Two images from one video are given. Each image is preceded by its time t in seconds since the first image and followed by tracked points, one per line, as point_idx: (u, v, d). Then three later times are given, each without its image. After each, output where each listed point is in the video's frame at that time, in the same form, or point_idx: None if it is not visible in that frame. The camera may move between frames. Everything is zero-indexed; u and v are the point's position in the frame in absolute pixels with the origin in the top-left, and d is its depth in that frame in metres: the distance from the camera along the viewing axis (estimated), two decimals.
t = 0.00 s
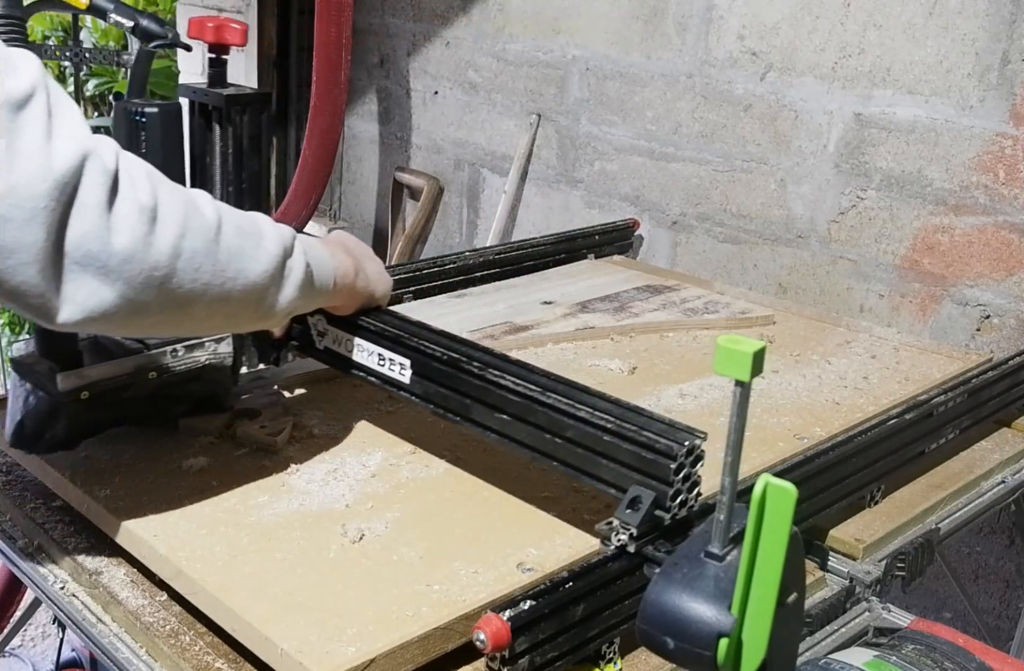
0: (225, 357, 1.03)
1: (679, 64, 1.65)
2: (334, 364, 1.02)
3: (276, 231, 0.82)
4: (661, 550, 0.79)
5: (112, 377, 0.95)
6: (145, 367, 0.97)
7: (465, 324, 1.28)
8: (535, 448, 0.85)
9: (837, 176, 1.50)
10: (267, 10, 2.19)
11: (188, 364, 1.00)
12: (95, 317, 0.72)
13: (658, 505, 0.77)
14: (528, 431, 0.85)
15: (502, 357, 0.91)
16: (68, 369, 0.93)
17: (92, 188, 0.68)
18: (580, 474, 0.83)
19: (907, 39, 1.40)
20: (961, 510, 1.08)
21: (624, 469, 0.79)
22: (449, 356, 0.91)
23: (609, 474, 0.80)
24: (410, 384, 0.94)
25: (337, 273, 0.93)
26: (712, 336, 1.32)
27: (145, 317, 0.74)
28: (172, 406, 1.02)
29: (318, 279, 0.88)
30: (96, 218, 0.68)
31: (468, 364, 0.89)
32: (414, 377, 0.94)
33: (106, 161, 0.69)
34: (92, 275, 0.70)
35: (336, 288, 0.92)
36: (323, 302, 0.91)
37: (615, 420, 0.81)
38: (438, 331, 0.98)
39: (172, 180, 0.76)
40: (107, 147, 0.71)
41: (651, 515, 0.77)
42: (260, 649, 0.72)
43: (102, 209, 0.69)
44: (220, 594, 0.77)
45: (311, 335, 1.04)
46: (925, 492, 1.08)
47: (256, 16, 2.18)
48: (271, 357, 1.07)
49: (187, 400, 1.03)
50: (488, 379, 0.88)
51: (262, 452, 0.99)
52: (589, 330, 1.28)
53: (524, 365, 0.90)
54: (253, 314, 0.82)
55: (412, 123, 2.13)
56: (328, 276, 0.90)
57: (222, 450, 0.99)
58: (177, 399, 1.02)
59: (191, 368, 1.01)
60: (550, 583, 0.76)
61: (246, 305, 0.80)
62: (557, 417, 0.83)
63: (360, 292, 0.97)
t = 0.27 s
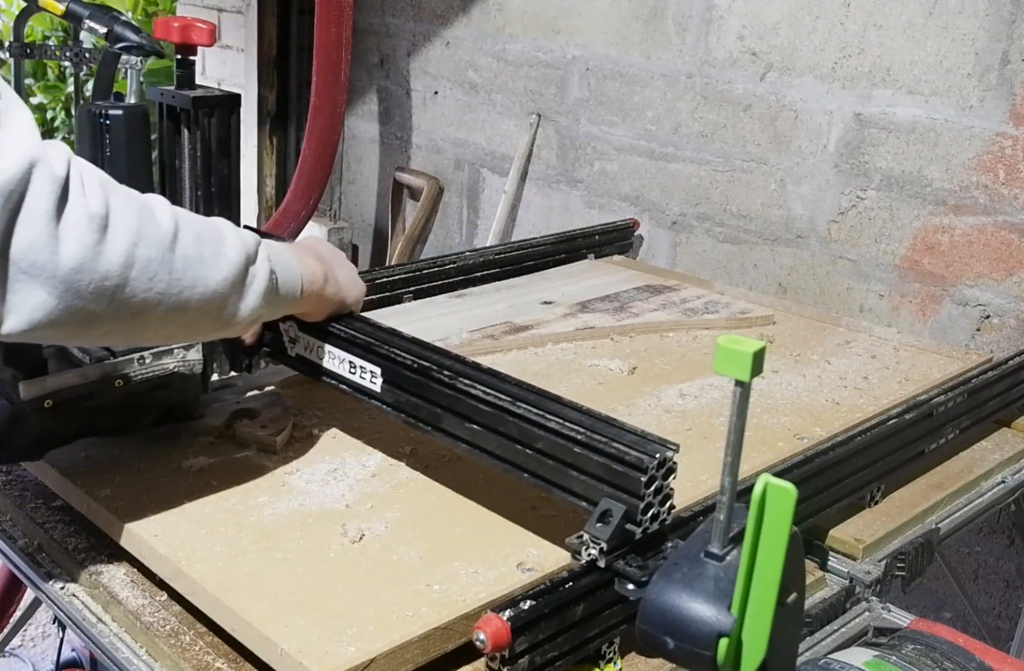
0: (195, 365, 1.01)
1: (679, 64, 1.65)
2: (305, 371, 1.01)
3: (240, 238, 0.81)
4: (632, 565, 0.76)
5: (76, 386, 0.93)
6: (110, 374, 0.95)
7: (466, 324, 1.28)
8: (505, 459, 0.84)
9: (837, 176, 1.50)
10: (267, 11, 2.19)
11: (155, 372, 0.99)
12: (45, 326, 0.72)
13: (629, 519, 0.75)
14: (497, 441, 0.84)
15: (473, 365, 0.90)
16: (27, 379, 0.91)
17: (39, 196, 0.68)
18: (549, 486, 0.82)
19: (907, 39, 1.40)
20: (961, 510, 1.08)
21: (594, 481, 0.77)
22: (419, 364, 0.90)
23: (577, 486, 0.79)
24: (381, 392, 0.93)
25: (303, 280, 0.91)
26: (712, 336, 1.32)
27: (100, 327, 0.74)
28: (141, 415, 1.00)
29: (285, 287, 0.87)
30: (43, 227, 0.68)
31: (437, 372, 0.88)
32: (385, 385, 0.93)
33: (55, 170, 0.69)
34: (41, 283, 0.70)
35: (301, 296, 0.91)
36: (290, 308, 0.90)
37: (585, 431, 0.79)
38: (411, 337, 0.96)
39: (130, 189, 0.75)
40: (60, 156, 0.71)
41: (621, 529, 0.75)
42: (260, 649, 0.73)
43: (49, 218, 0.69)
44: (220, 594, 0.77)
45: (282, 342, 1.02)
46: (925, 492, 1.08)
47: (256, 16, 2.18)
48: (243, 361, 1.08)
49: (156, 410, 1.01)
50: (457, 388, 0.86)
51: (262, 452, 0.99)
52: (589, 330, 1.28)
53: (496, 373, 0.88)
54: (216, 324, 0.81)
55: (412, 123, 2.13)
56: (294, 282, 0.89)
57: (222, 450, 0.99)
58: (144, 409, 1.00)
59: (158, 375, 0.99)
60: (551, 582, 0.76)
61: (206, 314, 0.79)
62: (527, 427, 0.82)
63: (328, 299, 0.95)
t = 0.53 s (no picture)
0: (180, 367, 0.99)
1: (679, 64, 1.65)
2: (292, 375, 1.00)
3: (221, 242, 0.82)
4: (618, 572, 0.75)
5: (56, 388, 0.91)
6: (94, 378, 0.94)
7: (465, 324, 1.28)
8: (489, 465, 0.84)
9: (837, 176, 1.50)
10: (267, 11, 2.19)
11: (139, 375, 0.97)
12: (24, 333, 0.71)
13: (613, 527, 0.75)
14: (483, 447, 0.84)
15: (459, 369, 0.90)
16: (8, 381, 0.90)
17: (16, 201, 0.68)
18: (534, 492, 0.82)
19: (907, 39, 1.40)
20: (961, 510, 1.08)
21: (580, 487, 0.77)
22: (404, 368, 0.90)
23: (563, 492, 0.79)
24: (367, 396, 0.93)
25: (288, 282, 0.91)
26: (712, 336, 1.32)
27: (80, 333, 0.74)
28: (127, 419, 0.99)
29: (269, 290, 0.87)
30: (20, 232, 0.68)
31: (423, 377, 0.88)
32: (370, 389, 0.93)
33: (34, 174, 0.69)
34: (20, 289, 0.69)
35: (286, 299, 0.91)
36: (275, 312, 0.90)
37: (571, 437, 0.79)
38: (397, 340, 0.96)
39: (109, 193, 0.75)
40: (39, 161, 0.71)
41: (607, 536, 0.74)
42: (260, 650, 0.73)
43: (28, 222, 0.68)
44: (220, 594, 0.77)
45: (270, 345, 1.02)
46: (925, 492, 1.08)
47: (256, 16, 2.18)
48: (229, 365, 1.09)
49: (142, 415, 0.99)
50: (443, 393, 0.87)
51: (262, 452, 0.99)
52: (589, 330, 1.28)
53: (483, 378, 0.88)
54: (199, 328, 0.81)
55: (412, 123, 2.13)
56: (279, 285, 0.89)
57: (222, 450, 0.99)
58: (129, 413, 0.98)
59: (142, 377, 0.97)
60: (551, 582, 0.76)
61: (187, 319, 0.79)
62: (512, 433, 0.82)
63: (314, 302, 0.96)
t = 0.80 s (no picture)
0: (173, 370, 0.98)
1: (679, 64, 1.65)
2: (285, 377, 1.00)
3: (213, 245, 0.81)
4: (610, 576, 0.76)
5: (46, 390, 0.91)
6: (84, 380, 0.93)
7: (465, 324, 1.28)
8: (481, 468, 0.84)
9: (837, 176, 1.50)
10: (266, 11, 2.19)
11: (130, 378, 0.96)
12: (20, 338, 0.71)
13: (606, 530, 0.75)
14: (475, 449, 0.84)
15: (451, 371, 0.90)
16: None
17: (14, 206, 0.67)
18: (526, 495, 0.82)
19: (907, 39, 1.40)
20: (961, 510, 1.08)
21: (572, 490, 0.77)
22: (397, 370, 0.90)
23: (555, 495, 0.79)
24: (359, 398, 0.93)
25: (282, 284, 0.92)
26: (712, 336, 1.32)
27: (74, 337, 0.74)
28: (121, 424, 0.97)
29: (264, 291, 0.87)
30: (17, 237, 0.67)
31: (415, 379, 0.88)
32: (363, 391, 0.93)
33: (29, 178, 0.68)
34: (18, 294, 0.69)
35: (280, 301, 0.91)
36: (268, 313, 0.90)
37: (563, 440, 0.79)
38: (390, 341, 0.96)
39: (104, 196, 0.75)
40: (34, 164, 0.70)
41: (600, 539, 0.75)
42: (260, 650, 0.73)
43: (24, 228, 0.68)
44: (220, 594, 0.77)
45: (264, 348, 1.02)
46: (926, 492, 1.08)
47: (255, 16, 2.18)
48: (222, 366, 1.08)
49: (136, 419, 0.98)
50: (434, 395, 0.87)
51: (262, 451, 0.99)
52: (589, 330, 1.28)
53: (475, 379, 0.88)
54: (194, 331, 0.81)
55: (412, 123, 2.13)
56: (273, 287, 0.89)
57: (222, 450, 0.99)
58: (122, 418, 0.97)
59: (133, 379, 0.96)
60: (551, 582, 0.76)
61: (182, 322, 0.79)
62: (504, 436, 0.82)
63: (308, 304, 0.96)
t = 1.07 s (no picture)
0: (171, 371, 0.98)
1: (679, 64, 1.65)
2: (283, 378, 1.00)
3: (236, 235, 0.82)
4: (608, 577, 0.76)
5: (44, 389, 0.91)
6: (82, 380, 0.93)
7: (465, 324, 1.28)
8: (480, 469, 0.84)
9: (837, 176, 1.50)
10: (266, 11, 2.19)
11: (129, 378, 0.96)
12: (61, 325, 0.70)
13: (603, 530, 0.75)
14: (472, 450, 0.84)
15: (448, 371, 0.90)
16: None
17: (56, 184, 0.67)
18: (524, 496, 0.82)
19: (907, 39, 1.40)
20: (961, 510, 1.08)
21: (569, 491, 0.78)
22: (393, 371, 0.90)
23: (552, 495, 0.79)
24: (356, 399, 0.93)
25: (288, 283, 0.92)
26: (712, 336, 1.32)
27: (114, 325, 0.73)
28: (118, 427, 0.96)
29: (279, 286, 0.87)
30: (59, 216, 0.67)
31: (412, 380, 0.88)
32: (360, 392, 0.93)
33: (68, 157, 0.68)
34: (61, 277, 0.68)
35: (288, 299, 0.91)
36: (279, 312, 0.90)
37: (561, 441, 0.79)
38: (387, 342, 0.96)
39: (135, 180, 0.75)
40: (71, 145, 0.70)
41: (596, 540, 0.75)
42: (260, 649, 0.73)
43: (66, 206, 0.67)
44: (220, 594, 0.77)
45: (261, 349, 1.03)
46: (926, 493, 1.08)
47: (255, 15, 2.18)
48: (219, 367, 1.11)
49: (132, 422, 0.97)
50: (431, 396, 0.87)
51: (262, 451, 0.99)
52: (589, 330, 1.28)
53: (471, 380, 0.88)
54: (223, 321, 0.81)
55: (412, 123, 2.13)
56: (283, 284, 0.89)
57: (222, 450, 0.99)
58: (119, 419, 0.96)
59: (131, 380, 0.96)
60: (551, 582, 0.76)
61: (215, 309, 0.79)
62: (501, 437, 0.82)
63: (310, 305, 0.96)
